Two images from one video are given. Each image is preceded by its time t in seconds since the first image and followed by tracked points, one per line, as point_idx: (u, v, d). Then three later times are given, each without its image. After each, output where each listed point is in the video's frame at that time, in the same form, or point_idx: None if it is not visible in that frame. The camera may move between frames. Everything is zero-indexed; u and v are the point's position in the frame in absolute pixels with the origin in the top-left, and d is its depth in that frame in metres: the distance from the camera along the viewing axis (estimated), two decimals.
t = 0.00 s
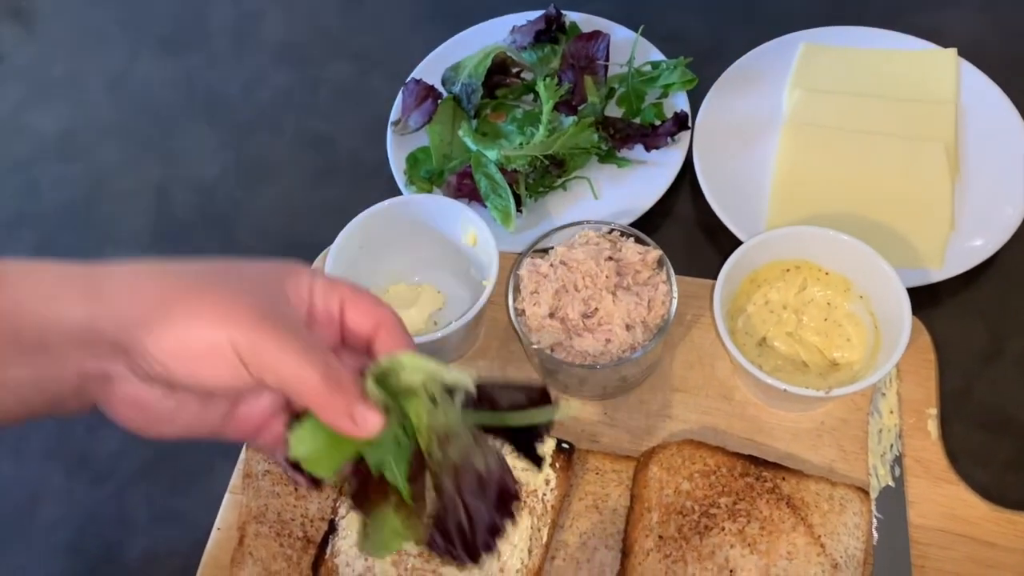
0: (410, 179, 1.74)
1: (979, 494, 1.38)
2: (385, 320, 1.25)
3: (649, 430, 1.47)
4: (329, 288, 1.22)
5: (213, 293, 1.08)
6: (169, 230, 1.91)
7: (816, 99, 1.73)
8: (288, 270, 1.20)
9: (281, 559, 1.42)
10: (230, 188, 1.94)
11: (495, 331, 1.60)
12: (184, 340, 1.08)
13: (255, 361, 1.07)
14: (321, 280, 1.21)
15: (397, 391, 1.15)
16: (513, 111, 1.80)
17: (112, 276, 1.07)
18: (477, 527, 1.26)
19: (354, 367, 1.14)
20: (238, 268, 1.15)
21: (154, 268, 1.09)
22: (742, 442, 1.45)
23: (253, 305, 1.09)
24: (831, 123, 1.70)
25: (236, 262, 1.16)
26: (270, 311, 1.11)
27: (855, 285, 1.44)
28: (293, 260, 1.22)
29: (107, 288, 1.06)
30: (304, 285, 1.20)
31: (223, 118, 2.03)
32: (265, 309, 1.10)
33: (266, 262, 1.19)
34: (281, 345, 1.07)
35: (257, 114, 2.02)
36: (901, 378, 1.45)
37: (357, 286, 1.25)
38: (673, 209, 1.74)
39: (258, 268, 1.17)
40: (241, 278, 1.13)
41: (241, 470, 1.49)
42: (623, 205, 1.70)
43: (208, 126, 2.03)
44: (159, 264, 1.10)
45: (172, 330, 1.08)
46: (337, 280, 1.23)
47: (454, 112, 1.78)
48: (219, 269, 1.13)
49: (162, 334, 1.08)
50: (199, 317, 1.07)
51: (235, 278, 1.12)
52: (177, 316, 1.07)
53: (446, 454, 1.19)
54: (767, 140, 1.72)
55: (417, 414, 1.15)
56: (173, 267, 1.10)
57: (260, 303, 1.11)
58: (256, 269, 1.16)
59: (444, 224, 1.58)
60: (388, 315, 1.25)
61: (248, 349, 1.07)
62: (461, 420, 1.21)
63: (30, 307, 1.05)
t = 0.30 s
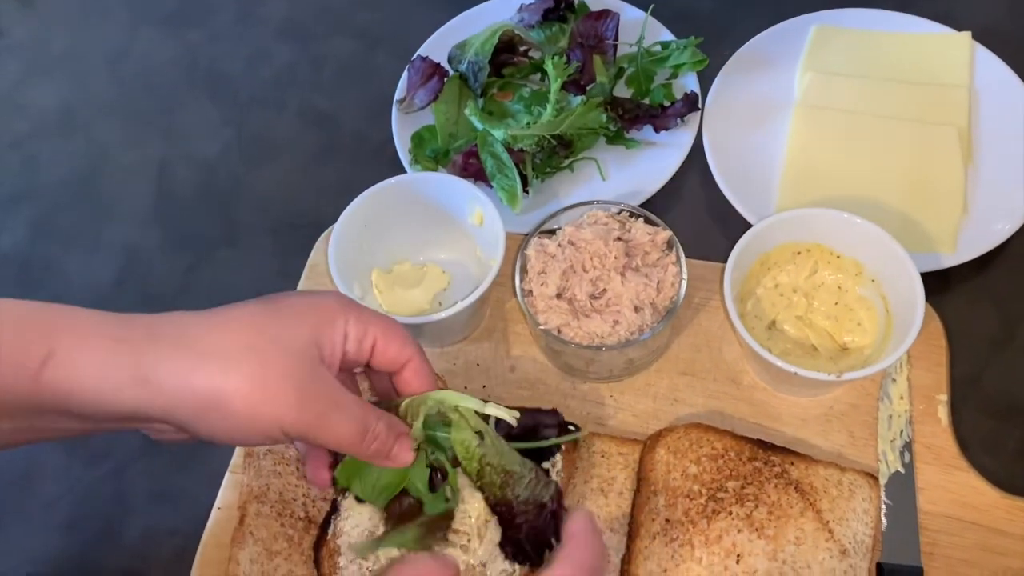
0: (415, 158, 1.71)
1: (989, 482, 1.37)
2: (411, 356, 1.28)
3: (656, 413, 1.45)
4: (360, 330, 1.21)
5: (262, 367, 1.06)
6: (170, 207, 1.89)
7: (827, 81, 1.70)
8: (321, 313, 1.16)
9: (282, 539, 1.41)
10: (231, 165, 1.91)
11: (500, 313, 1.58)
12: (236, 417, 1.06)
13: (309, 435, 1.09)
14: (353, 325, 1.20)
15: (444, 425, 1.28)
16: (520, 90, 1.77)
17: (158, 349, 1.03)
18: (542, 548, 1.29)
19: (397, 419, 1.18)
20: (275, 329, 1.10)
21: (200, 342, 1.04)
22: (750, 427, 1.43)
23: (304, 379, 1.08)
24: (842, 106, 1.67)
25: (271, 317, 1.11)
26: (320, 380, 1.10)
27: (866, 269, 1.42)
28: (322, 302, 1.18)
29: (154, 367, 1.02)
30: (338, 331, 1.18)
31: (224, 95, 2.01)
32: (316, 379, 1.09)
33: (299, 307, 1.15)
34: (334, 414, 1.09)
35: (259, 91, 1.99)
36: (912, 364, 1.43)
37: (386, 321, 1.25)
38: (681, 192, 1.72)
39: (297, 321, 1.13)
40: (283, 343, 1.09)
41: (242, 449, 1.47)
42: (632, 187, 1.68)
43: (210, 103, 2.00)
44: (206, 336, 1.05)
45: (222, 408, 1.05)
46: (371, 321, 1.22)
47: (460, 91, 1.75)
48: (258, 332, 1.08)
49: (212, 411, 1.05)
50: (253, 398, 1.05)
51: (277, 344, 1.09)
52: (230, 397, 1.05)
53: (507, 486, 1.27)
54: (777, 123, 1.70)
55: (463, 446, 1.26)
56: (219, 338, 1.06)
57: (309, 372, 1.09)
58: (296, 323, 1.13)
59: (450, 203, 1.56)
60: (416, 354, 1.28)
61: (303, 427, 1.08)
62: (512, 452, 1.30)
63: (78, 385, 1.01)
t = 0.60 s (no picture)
0: (415, 143, 1.70)
1: (990, 471, 1.36)
2: (385, 354, 1.13)
3: (656, 401, 1.44)
4: (317, 364, 1.06)
5: (201, 432, 1.02)
6: (167, 190, 1.87)
7: (831, 68, 1.69)
8: (265, 360, 1.03)
9: (280, 525, 1.40)
10: (229, 148, 1.89)
11: (501, 299, 1.57)
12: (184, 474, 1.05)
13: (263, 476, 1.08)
14: (309, 363, 1.05)
15: (437, 406, 1.26)
16: (522, 75, 1.75)
17: (97, 420, 1.01)
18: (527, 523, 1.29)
19: (357, 446, 1.10)
20: (213, 394, 1.01)
21: (136, 410, 1.01)
22: (751, 415, 1.42)
23: (248, 439, 1.03)
24: (846, 92, 1.66)
25: (207, 373, 1.02)
26: (267, 437, 1.05)
27: (870, 257, 1.41)
28: (269, 338, 1.04)
29: (94, 435, 1.01)
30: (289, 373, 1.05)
31: (223, 77, 1.99)
32: (260, 437, 1.04)
33: (240, 355, 1.03)
34: (286, 461, 1.06)
35: (258, 74, 1.97)
36: (914, 352, 1.42)
37: (349, 335, 1.08)
38: (683, 178, 1.71)
39: (238, 378, 1.03)
40: (225, 404, 1.02)
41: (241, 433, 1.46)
42: (634, 173, 1.66)
43: (208, 85, 1.98)
44: (142, 406, 1.01)
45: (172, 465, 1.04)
46: (329, 347, 1.07)
47: (461, 75, 1.74)
48: (193, 398, 1.01)
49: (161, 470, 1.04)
50: (197, 461, 1.03)
51: (216, 412, 1.02)
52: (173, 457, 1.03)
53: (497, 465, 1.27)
54: (780, 110, 1.68)
55: (458, 429, 1.22)
56: (156, 407, 1.01)
57: (252, 431, 1.04)
58: (238, 378, 1.03)
59: (450, 188, 1.54)
60: (388, 348, 1.12)
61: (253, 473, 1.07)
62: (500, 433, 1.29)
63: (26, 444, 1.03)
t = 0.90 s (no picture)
0: (415, 132, 1.70)
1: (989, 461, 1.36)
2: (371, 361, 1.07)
3: (656, 389, 1.44)
4: (304, 345, 1.04)
5: (208, 410, 1.03)
6: (166, 178, 1.87)
7: (833, 57, 1.68)
8: (255, 338, 1.03)
9: (279, 513, 1.40)
10: (228, 136, 1.89)
11: (501, 288, 1.56)
12: (204, 450, 1.07)
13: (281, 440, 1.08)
14: (295, 343, 1.04)
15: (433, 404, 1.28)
16: (522, 63, 1.75)
17: (107, 411, 1.03)
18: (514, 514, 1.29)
19: (368, 382, 1.08)
20: (211, 376, 1.02)
21: (144, 398, 1.03)
22: (752, 405, 1.42)
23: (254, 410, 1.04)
24: (847, 81, 1.65)
25: (203, 356, 1.03)
26: (275, 405, 1.05)
27: (870, 247, 1.41)
28: (258, 315, 1.04)
29: (108, 425, 1.04)
30: (279, 351, 1.04)
31: (222, 65, 1.98)
32: (267, 407, 1.04)
33: (233, 337, 1.04)
34: (299, 421, 1.06)
35: (257, 62, 1.97)
36: (914, 343, 1.42)
37: (335, 325, 1.04)
38: (684, 168, 1.71)
39: (233, 358, 1.03)
40: (225, 385, 1.02)
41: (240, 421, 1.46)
42: (634, 162, 1.66)
43: (207, 73, 1.97)
44: (147, 392, 1.03)
45: (188, 447, 1.06)
46: (315, 330, 1.04)
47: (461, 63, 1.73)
48: (191, 382, 1.02)
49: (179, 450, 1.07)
50: (212, 437, 1.05)
51: (217, 392, 1.02)
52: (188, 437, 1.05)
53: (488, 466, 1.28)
54: (781, 100, 1.68)
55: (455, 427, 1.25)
56: (158, 394, 1.02)
57: (258, 402, 1.04)
58: (232, 359, 1.03)
59: (450, 177, 1.54)
60: (376, 353, 1.06)
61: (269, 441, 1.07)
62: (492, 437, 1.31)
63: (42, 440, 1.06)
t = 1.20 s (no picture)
0: (422, 125, 1.67)
1: (1008, 462, 1.34)
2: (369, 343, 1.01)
3: (668, 388, 1.42)
4: (291, 335, 0.99)
5: (196, 407, 0.98)
6: (169, 171, 1.84)
7: (847, 49, 1.65)
8: (242, 330, 0.99)
9: (285, 512, 1.38)
10: (232, 129, 1.86)
11: (510, 284, 1.54)
12: (199, 451, 1.01)
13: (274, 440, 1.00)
14: (282, 335, 0.99)
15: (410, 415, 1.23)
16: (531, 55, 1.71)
17: (101, 410, 1.02)
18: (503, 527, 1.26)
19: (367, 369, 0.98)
20: (199, 371, 0.98)
21: (137, 396, 1.00)
22: (766, 404, 1.40)
23: (241, 405, 0.97)
24: (862, 74, 1.62)
25: (192, 352, 0.99)
26: (265, 400, 0.97)
27: (887, 243, 1.38)
28: (246, 310, 1.00)
29: (104, 424, 1.03)
30: (267, 343, 0.99)
31: (225, 58, 1.95)
32: (253, 400, 0.97)
33: (220, 330, 0.99)
34: (290, 420, 0.98)
35: (261, 54, 1.94)
36: (931, 341, 1.39)
37: (325, 313, 0.99)
38: (695, 162, 1.69)
39: (221, 351, 0.98)
40: (211, 379, 0.98)
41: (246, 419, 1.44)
42: (645, 156, 1.63)
43: (210, 65, 1.95)
44: (138, 389, 1.00)
45: (182, 447, 1.02)
46: (303, 319, 0.99)
47: (469, 56, 1.70)
48: (180, 379, 0.99)
49: (173, 450, 1.02)
50: (206, 437, 0.99)
51: (204, 387, 0.98)
52: (179, 436, 1.01)
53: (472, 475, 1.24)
54: (795, 94, 1.65)
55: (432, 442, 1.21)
56: (150, 391, 1.00)
57: (245, 396, 0.97)
58: (219, 352, 0.98)
59: (458, 170, 1.51)
60: (372, 334, 1.01)
61: (262, 441, 1.00)
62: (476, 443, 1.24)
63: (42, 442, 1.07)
